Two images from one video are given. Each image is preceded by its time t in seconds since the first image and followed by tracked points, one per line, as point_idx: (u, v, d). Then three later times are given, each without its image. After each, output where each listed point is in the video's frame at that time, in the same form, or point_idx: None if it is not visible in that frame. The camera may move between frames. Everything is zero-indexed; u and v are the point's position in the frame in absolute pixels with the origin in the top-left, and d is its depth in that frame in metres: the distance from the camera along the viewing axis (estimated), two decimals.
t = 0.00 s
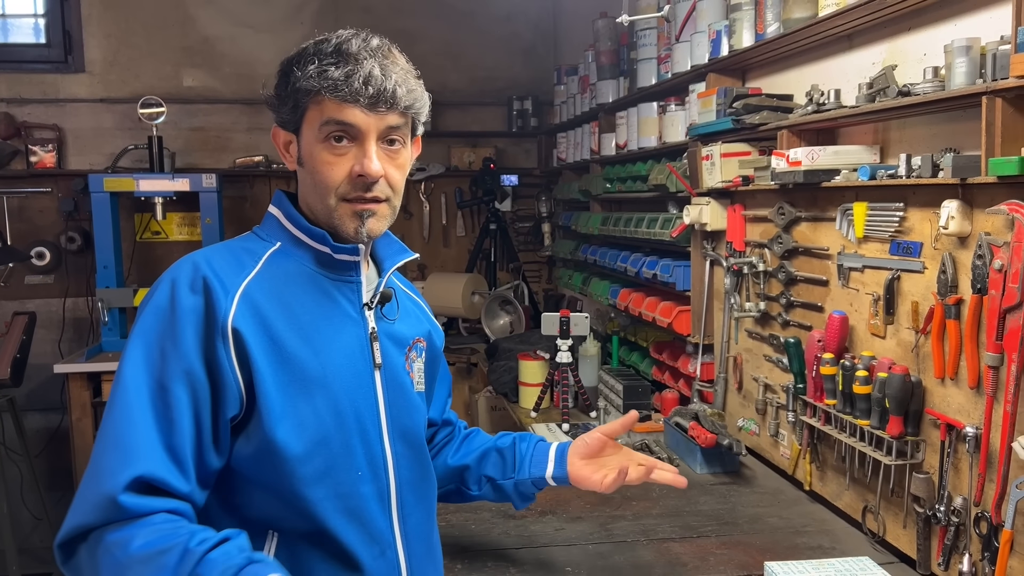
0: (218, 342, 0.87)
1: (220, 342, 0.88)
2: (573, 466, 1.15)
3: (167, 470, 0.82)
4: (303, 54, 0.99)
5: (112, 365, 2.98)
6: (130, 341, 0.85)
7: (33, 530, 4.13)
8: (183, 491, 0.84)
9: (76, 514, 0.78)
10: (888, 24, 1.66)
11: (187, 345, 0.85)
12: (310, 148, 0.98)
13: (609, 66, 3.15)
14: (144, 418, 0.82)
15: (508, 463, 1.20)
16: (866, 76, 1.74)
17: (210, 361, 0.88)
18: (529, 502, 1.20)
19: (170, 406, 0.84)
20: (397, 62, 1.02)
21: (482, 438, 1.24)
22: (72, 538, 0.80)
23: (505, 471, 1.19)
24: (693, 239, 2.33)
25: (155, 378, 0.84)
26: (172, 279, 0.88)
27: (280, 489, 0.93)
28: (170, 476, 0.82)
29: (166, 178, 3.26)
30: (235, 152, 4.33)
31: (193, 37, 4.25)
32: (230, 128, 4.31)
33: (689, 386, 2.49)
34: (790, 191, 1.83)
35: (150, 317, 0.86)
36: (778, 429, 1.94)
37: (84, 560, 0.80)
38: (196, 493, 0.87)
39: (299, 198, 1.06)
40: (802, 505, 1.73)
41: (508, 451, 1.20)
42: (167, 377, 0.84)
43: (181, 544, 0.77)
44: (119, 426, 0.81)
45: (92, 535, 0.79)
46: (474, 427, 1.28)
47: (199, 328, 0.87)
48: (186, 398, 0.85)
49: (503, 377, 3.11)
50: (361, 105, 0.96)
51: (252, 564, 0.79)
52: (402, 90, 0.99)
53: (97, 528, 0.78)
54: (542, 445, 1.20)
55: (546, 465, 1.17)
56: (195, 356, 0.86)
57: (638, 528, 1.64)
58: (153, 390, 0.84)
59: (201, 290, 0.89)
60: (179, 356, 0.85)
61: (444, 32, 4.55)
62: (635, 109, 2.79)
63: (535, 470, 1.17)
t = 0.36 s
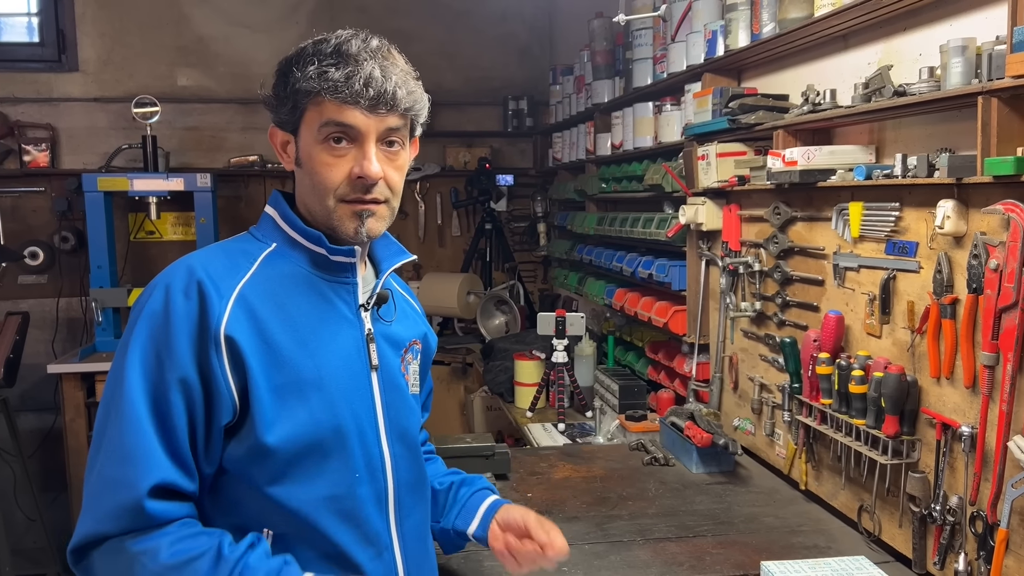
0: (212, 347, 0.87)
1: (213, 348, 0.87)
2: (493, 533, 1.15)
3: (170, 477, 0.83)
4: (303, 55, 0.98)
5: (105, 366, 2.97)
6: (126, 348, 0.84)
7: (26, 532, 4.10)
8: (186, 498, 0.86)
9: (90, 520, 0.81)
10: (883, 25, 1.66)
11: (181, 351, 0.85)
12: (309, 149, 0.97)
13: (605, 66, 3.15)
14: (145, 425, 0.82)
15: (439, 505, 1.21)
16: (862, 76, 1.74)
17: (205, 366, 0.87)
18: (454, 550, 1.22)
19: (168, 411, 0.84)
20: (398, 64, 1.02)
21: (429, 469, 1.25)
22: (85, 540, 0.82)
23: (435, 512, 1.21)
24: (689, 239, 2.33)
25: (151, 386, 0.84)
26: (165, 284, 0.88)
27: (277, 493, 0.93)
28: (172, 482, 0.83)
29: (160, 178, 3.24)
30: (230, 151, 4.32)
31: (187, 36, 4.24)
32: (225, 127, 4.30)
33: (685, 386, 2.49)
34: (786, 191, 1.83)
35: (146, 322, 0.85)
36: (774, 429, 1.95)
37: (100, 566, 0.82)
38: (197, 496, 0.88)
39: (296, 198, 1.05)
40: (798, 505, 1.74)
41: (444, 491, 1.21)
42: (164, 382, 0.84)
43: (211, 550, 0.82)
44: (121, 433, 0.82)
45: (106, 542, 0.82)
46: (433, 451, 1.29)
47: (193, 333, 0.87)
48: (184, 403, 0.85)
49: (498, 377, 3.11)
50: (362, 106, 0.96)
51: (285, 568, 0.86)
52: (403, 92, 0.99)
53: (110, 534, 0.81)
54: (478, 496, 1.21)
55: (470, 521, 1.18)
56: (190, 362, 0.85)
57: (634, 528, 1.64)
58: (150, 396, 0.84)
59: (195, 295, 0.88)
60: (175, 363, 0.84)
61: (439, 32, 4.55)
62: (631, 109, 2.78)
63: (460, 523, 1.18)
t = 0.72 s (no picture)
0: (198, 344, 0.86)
1: (199, 345, 0.87)
2: (542, 517, 1.21)
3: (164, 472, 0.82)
4: (299, 56, 0.97)
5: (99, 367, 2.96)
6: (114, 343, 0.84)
7: (19, 533, 4.08)
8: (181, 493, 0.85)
9: (86, 519, 0.79)
10: (878, 26, 1.66)
11: (169, 347, 0.84)
12: (301, 150, 0.97)
13: (600, 66, 3.15)
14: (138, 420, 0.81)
15: (480, 497, 1.24)
16: (857, 78, 1.75)
17: (190, 362, 0.87)
18: (495, 537, 1.27)
19: (159, 406, 0.83)
20: (392, 68, 1.01)
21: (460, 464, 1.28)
22: (77, 542, 0.80)
23: (476, 505, 1.25)
24: (684, 240, 2.33)
25: (143, 382, 0.84)
26: (151, 282, 0.87)
27: (263, 492, 0.92)
28: (166, 477, 0.82)
29: (155, 178, 3.24)
30: (225, 152, 4.30)
31: (182, 36, 4.22)
32: (219, 127, 4.29)
33: (680, 386, 2.49)
34: (781, 192, 1.83)
35: (133, 318, 0.85)
36: (769, 429, 1.95)
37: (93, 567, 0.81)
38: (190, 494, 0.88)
39: (286, 200, 1.05)
40: (794, 505, 1.74)
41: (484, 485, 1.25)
42: (154, 377, 0.83)
43: (211, 539, 0.82)
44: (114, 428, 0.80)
45: (99, 542, 0.80)
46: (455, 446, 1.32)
47: (180, 330, 0.86)
48: (174, 398, 0.85)
49: (494, 377, 3.11)
50: (357, 109, 0.95)
51: (288, 553, 0.85)
52: (399, 97, 0.99)
53: (107, 531, 0.79)
54: (518, 484, 1.24)
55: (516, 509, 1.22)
56: (178, 358, 0.85)
57: (630, 529, 1.63)
58: (140, 391, 0.83)
59: (182, 292, 0.88)
60: (166, 357, 0.84)
61: (435, 32, 4.54)
62: (627, 109, 2.78)
63: (505, 512, 1.22)
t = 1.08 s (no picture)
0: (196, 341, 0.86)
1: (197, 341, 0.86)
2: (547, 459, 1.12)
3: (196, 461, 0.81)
4: (295, 56, 0.96)
5: (94, 367, 2.95)
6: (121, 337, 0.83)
7: (14, 534, 4.07)
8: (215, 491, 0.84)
9: (124, 515, 0.77)
10: (874, 27, 1.66)
11: (171, 343, 0.84)
12: (296, 151, 0.96)
13: (597, 67, 3.16)
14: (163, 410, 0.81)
15: (486, 461, 1.17)
16: (853, 78, 1.75)
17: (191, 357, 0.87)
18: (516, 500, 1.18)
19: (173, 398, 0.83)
20: (388, 72, 1.01)
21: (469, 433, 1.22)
22: (110, 539, 0.78)
23: (486, 469, 1.17)
24: (681, 240, 2.33)
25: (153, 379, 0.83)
26: (149, 280, 0.87)
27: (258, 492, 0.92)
28: (198, 467, 0.82)
29: (151, 179, 3.23)
30: (220, 152, 4.29)
31: (177, 35, 4.21)
32: (215, 127, 4.28)
33: (677, 386, 2.49)
34: (777, 192, 1.83)
35: (136, 312, 0.85)
36: (765, 429, 1.95)
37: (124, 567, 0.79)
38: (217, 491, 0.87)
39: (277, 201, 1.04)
40: (790, 506, 1.74)
41: (488, 446, 1.18)
42: (166, 371, 0.83)
43: (251, 544, 0.79)
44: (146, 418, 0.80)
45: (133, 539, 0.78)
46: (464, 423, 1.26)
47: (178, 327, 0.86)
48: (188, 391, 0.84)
49: (491, 378, 3.11)
50: (356, 113, 0.95)
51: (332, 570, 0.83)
52: (396, 100, 0.99)
53: (150, 523, 0.78)
54: (516, 437, 1.17)
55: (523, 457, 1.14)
56: (186, 351, 0.85)
57: (626, 530, 1.63)
58: (159, 383, 0.82)
59: (180, 288, 0.88)
60: (171, 354, 0.84)
61: (431, 32, 4.54)
62: (623, 110, 2.78)
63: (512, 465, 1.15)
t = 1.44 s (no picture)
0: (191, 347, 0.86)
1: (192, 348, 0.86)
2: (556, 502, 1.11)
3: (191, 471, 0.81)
4: (290, 54, 0.96)
5: (91, 367, 2.94)
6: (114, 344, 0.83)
7: (11, 534, 4.05)
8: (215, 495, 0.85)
9: (122, 525, 0.78)
10: (872, 25, 1.66)
11: (166, 349, 0.83)
12: (290, 150, 0.96)
13: (595, 66, 3.15)
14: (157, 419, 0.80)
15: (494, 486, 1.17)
16: (850, 77, 1.74)
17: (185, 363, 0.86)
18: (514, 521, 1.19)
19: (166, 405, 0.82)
20: (386, 69, 1.00)
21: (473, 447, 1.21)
22: (109, 549, 0.78)
23: (495, 493, 1.17)
24: (678, 240, 2.32)
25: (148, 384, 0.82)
26: (143, 284, 0.86)
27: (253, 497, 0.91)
28: (193, 479, 0.81)
29: (147, 178, 3.22)
30: (217, 151, 4.28)
31: (174, 34, 4.20)
32: (212, 127, 4.27)
33: (674, 386, 2.48)
34: (775, 191, 1.82)
35: (129, 318, 0.84)
36: (763, 429, 1.94)
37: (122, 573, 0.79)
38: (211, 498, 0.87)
39: (275, 200, 1.04)
40: (787, 505, 1.73)
41: (502, 469, 1.17)
42: (159, 379, 0.82)
43: (247, 547, 0.80)
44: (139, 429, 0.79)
45: (130, 549, 0.78)
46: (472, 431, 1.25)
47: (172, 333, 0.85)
48: (181, 399, 0.84)
49: (488, 377, 3.10)
50: (349, 112, 0.94)
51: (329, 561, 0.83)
52: (392, 98, 0.98)
53: (146, 535, 0.78)
54: (532, 468, 1.16)
55: (529, 494, 1.13)
56: (179, 358, 0.84)
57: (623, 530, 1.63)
58: (152, 391, 0.82)
59: (174, 294, 0.87)
60: (165, 360, 0.83)
61: (429, 31, 4.53)
62: (621, 109, 2.78)
63: (519, 498, 1.14)
